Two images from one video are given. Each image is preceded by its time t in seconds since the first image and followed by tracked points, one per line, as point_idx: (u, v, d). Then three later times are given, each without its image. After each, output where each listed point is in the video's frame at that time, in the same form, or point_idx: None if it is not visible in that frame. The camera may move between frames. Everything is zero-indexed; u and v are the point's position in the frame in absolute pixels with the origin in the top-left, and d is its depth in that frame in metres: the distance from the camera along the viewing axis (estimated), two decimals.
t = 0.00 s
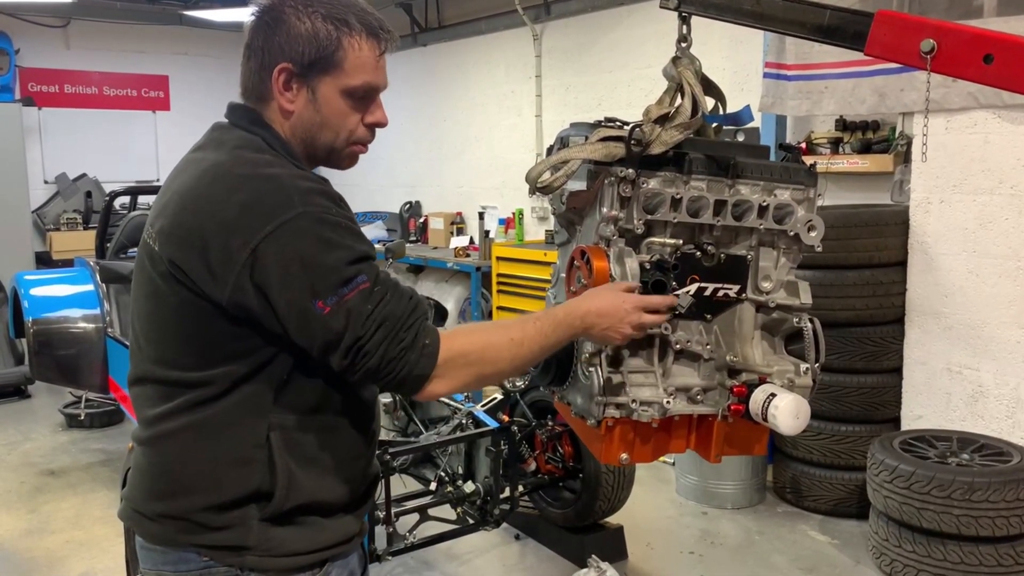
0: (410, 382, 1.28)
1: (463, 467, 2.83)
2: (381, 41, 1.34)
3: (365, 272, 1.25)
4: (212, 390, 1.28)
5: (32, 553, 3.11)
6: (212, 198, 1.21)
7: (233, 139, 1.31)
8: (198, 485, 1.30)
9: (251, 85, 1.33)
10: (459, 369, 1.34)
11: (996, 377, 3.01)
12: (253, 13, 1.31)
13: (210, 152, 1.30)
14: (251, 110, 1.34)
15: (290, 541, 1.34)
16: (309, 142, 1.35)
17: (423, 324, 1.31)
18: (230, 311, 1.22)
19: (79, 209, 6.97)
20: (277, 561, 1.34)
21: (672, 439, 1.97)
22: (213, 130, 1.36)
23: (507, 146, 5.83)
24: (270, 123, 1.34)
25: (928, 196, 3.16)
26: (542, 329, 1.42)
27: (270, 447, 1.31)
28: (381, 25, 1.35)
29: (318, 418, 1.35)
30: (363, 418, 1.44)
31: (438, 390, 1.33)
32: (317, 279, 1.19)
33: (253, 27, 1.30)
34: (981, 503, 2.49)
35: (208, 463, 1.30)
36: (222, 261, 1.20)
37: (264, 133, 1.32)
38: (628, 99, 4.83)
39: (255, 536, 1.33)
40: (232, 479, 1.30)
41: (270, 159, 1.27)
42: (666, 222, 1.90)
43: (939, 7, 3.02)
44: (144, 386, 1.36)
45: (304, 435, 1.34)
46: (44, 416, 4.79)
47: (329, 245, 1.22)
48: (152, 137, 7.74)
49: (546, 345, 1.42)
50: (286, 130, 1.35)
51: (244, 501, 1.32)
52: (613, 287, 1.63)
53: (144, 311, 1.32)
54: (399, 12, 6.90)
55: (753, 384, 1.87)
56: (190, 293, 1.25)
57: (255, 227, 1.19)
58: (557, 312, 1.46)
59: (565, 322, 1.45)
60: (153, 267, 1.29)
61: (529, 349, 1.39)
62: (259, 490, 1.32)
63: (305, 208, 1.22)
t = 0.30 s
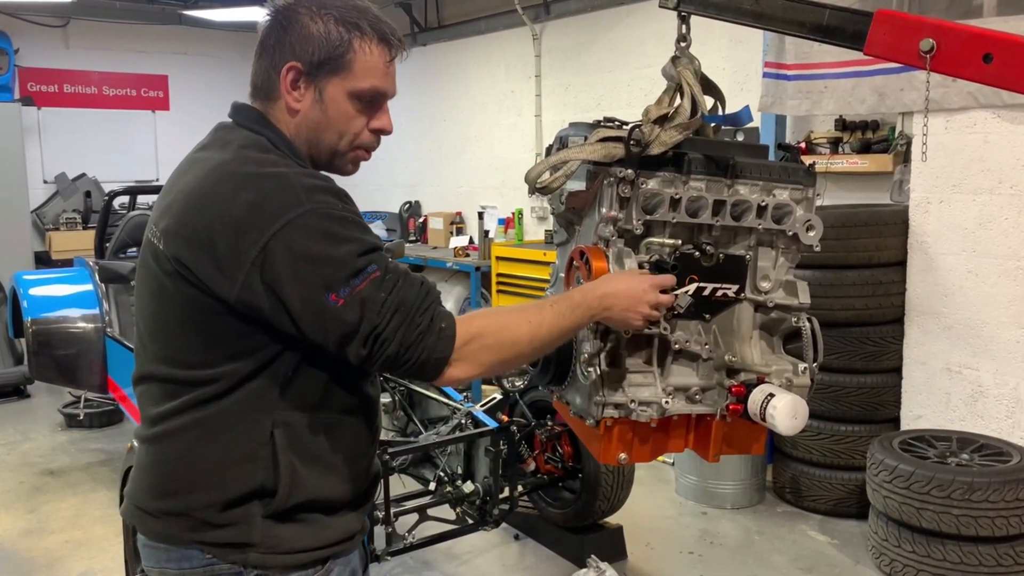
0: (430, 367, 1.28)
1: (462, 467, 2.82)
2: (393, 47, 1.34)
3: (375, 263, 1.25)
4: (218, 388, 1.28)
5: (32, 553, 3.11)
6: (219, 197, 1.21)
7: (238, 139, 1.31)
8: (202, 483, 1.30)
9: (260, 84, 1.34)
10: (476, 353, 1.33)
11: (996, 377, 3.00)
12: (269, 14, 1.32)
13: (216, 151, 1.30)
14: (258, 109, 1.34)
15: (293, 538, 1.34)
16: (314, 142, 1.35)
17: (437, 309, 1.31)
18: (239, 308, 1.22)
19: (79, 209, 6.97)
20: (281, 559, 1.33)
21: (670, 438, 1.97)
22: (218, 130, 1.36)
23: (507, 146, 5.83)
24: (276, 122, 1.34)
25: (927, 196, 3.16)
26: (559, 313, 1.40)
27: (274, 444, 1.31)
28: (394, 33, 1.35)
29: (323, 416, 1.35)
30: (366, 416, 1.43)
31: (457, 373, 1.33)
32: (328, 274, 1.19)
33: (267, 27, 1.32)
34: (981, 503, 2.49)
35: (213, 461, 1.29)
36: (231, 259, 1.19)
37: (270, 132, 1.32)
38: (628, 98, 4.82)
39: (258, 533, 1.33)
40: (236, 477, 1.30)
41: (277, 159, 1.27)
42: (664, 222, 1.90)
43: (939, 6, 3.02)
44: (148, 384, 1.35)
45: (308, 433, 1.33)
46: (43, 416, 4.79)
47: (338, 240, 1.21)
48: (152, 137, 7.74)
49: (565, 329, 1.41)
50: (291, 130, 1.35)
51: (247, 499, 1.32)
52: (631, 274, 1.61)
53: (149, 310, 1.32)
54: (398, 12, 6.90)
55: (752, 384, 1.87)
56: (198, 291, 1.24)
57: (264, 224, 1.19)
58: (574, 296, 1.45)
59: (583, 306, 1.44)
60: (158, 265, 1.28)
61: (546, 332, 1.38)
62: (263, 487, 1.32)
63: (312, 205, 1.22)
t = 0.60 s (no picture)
0: (433, 368, 1.28)
1: (462, 468, 2.82)
2: (402, 52, 1.34)
3: (381, 264, 1.25)
4: (222, 385, 1.28)
5: (32, 554, 3.11)
6: (225, 196, 1.21)
7: (248, 139, 1.31)
8: (204, 480, 1.30)
9: (269, 86, 1.33)
10: (479, 353, 1.34)
11: (996, 377, 3.00)
12: (279, 17, 1.31)
13: (225, 151, 1.31)
14: (266, 111, 1.34)
15: (294, 537, 1.34)
16: (322, 146, 1.35)
17: (440, 311, 1.31)
18: (243, 307, 1.21)
19: (79, 210, 6.98)
20: (281, 556, 1.33)
21: (675, 439, 1.97)
22: (227, 130, 1.36)
23: (507, 146, 5.83)
24: (285, 124, 1.34)
25: (927, 197, 3.16)
26: (564, 313, 1.40)
27: (276, 443, 1.30)
28: (403, 38, 1.35)
29: (324, 415, 1.35)
30: (368, 416, 1.43)
31: (460, 374, 1.33)
32: (334, 273, 1.19)
33: (277, 29, 1.31)
34: (981, 503, 2.49)
35: (215, 458, 1.29)
36: (237, 257, 1.19)
37: (279, 134, 1.32)
38: (628, 99, 4.82)
39: (258, 531, 1.32)
40: (237, 475, 1.29)
41: (284, 160, 1.27)
42: (667, 223, 1.90)
43: (939, 6, 3.01)
44: (153, 381, 1.35)
45: (308, 433, 1.33)
46: (43, 417, 4.78)
47: (344, 240, 1.21)
48: (152, 139, 7.74)
49: (569, 329, 1.40)
50: (300, 133, 1.35)
51: (248, 496, 1.32)
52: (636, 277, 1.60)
53: (155, 307, 1.31)
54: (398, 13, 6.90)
55: (756, 384, 1.87)
56: (204, 288, 1.24)
57: (270, 224, 1.19)
58: (578, 296, 1.45)
59: (587, 306, 1.43)
60: (164, 263, 1.28)
61: (550, 332, 1.38)
62: (263, 486, 1.31)
63: (318, 205, 1.22)
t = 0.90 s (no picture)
0: (433, 367, 1.28)
1: (463, 470, 2.82)
2: (398, 50, 1.33)
3: (379, 264, 1.24)
4: (221, 387, 1.27)
5: (32, 557, 3.10)
6: (224, 197, 1.21)
7: (248, 141, 1.31)
8: (204, 482, 1.30)
9: (268, 89, 1.33)
10: (481, 352, 1.33)
11: (998, 379, 2.99)
12: (274, 19, 1.31)
13: (224, 153, 1.30)
14: (265, 113, 1.34)
15: (292, 540, 1.33)
16: (323, 146, 1.34)
17: (440, 311, 1.30)
18: (242, 308, 1.21)
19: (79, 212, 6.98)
20: (279, 560, 1.32)
21: (680, 442, 1.96)
22: (228, 132, 1.36)
23: (508, 148, 5.83)
24: (285, 126, 1.33)
25: (929, 198, 3.16)
26: (566, 312, 1.40)
27: (275, 445, 1.30)
28: (398, 35, 1.35)
29: (324, 418, 1.34)
30: (369, 418, 1.43)
31: (462, 374, 1.32)
32: (332, 273, 1.19)
33: (273, 31, 1.31)
34: (983, 505, 2.48)
35: (214, 460, 1.29)
36: (236, 258, 1.19)
37: (278, 135, 1.31)
38: (628, 100, 4.82)
39: (257, 534, 1.32)
40: (237, 477, 1.29)
41: (283, 161, 1.27)
42: (669, 224, 1.89)
43: (940, 7, 3.01)
44: (153, 383, 1.35)
45: (308, 435, 1.33)
46: (44, 419, 4.78)
47: (343, 240, 1.21)
48: (152, 140, 7.74)
49: (571, 328, 1.39)
50: (300, 134, 1.34)
51: (247, 499, 1.31)
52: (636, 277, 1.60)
53: (155, 309, 1.31)
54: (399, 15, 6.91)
55: (762, 385, 1.88)
56: (203, 290, 1.24)
57: (269, 224, 1.19)
58: (580, 296, 1.45)
59: (590, 306, 1.43)
60: (164, 265, 1.28)
61: (553, 332, 1.37)
62: (263, 488, 1.31)
63: (317, 205, 1.21)
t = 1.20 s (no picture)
0: (433, 368, 1.27)
1: (464, 472, 2.82)
2: (397, 48, 1.33)
3: (380, 264, 1.24)
4: (221, 389, 1.27)
5: (31, 559, 3.10)
6: (224, 197, 1.21)
7: (249, 142, 1.30)
8: (204, 485, 1.29)
9: (268, 90, 1.33)
10: (483, 353, 1.33)
11: (999, 381, 2.98)
12: (274, 20, 1.31)
13: (224, 153, 1.30)
14: (266, 115, 1.34)
15: (293, 543, 1.33)
16: (324, 146, 1.34)
17: (440, 312, 1.30)
18: (242, 310, 1.21)
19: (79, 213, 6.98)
20: (279, 563, 1.32)
21: (679, 444, 1.96)
22: (227, 133, 1.36)
23: (508, 149, 5.83)
24: (286, 127, 1.33)
25: (930, 199, 3.15)
26: (566, 310, 1.39)
27: (276, 448, 1.30)
28: (397, 34, 1.34)
29: (324, 420, 1.34)
30: (370, 421, 1.42)
31: (464, 375, 1.32)
32: (333, 274, 1.18)
33: (272, 32, 1.31)
34: (984, 507, 2.48)
35: (214, 463, 1.29)
36: (236, 258, 1.18)
37: (279, 137, 1.31)
38: (628, 102, 4.82)
39: (257, 537, 1.31)
40: (237, 480, 1.29)
41: (283, 161, 1.26)
42: (669, 225, 1.89)
43: (941, 9, 3.01)
44: (153, 385, 1.34)
45: (308, 438, 1.32)
46: (44, 420, 4.78)
47: (343, 241, 1.21)
48: (153, 142, 7.74)
49: (571, 326, 1.39)
50: (301, 135, 1.34)
51: (247, 501, 1.31)
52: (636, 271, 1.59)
53: (155, 311, 1.31)
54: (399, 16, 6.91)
55: (761, 388, 1.88)
56: (203, 291, 1.23)
57: (269, 225, 1.18)
58: (580, 294, 1.44)
59: (590, 304, 1.42)
60: (164, 266, 1.28)
61: (553, 330, 1.37)
62: (263, 491, 1.31)
63: (317, 206, 1.21)
